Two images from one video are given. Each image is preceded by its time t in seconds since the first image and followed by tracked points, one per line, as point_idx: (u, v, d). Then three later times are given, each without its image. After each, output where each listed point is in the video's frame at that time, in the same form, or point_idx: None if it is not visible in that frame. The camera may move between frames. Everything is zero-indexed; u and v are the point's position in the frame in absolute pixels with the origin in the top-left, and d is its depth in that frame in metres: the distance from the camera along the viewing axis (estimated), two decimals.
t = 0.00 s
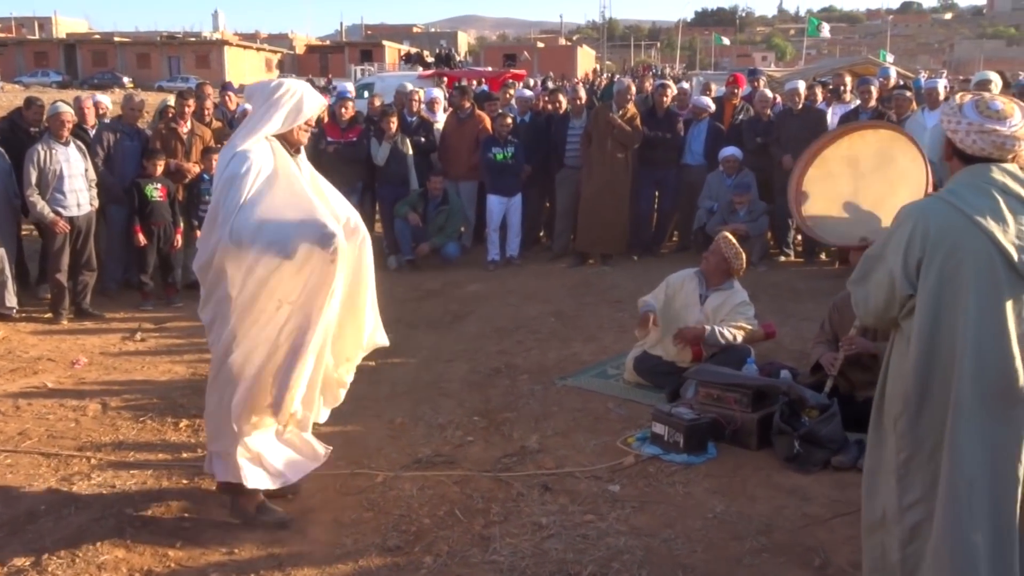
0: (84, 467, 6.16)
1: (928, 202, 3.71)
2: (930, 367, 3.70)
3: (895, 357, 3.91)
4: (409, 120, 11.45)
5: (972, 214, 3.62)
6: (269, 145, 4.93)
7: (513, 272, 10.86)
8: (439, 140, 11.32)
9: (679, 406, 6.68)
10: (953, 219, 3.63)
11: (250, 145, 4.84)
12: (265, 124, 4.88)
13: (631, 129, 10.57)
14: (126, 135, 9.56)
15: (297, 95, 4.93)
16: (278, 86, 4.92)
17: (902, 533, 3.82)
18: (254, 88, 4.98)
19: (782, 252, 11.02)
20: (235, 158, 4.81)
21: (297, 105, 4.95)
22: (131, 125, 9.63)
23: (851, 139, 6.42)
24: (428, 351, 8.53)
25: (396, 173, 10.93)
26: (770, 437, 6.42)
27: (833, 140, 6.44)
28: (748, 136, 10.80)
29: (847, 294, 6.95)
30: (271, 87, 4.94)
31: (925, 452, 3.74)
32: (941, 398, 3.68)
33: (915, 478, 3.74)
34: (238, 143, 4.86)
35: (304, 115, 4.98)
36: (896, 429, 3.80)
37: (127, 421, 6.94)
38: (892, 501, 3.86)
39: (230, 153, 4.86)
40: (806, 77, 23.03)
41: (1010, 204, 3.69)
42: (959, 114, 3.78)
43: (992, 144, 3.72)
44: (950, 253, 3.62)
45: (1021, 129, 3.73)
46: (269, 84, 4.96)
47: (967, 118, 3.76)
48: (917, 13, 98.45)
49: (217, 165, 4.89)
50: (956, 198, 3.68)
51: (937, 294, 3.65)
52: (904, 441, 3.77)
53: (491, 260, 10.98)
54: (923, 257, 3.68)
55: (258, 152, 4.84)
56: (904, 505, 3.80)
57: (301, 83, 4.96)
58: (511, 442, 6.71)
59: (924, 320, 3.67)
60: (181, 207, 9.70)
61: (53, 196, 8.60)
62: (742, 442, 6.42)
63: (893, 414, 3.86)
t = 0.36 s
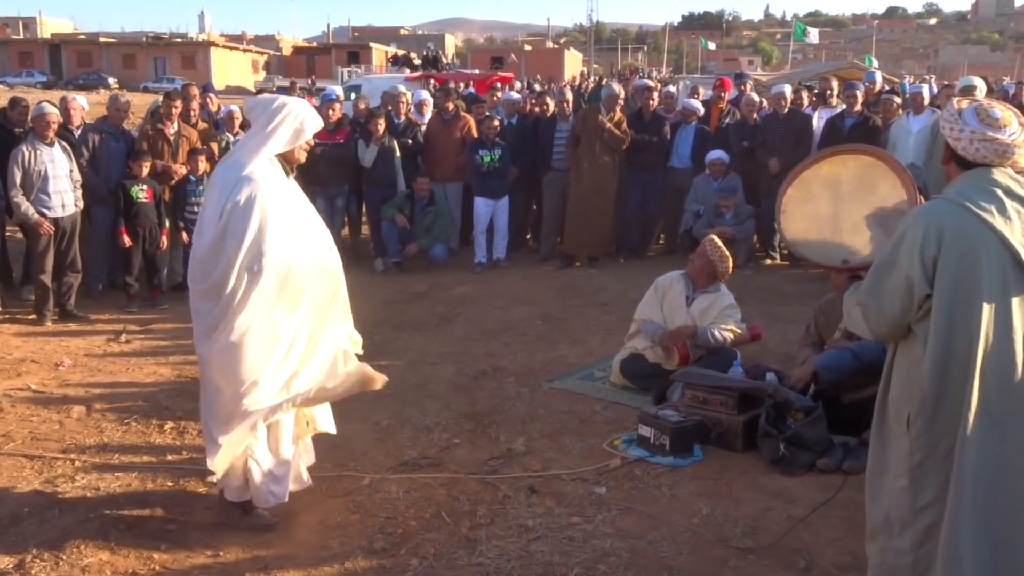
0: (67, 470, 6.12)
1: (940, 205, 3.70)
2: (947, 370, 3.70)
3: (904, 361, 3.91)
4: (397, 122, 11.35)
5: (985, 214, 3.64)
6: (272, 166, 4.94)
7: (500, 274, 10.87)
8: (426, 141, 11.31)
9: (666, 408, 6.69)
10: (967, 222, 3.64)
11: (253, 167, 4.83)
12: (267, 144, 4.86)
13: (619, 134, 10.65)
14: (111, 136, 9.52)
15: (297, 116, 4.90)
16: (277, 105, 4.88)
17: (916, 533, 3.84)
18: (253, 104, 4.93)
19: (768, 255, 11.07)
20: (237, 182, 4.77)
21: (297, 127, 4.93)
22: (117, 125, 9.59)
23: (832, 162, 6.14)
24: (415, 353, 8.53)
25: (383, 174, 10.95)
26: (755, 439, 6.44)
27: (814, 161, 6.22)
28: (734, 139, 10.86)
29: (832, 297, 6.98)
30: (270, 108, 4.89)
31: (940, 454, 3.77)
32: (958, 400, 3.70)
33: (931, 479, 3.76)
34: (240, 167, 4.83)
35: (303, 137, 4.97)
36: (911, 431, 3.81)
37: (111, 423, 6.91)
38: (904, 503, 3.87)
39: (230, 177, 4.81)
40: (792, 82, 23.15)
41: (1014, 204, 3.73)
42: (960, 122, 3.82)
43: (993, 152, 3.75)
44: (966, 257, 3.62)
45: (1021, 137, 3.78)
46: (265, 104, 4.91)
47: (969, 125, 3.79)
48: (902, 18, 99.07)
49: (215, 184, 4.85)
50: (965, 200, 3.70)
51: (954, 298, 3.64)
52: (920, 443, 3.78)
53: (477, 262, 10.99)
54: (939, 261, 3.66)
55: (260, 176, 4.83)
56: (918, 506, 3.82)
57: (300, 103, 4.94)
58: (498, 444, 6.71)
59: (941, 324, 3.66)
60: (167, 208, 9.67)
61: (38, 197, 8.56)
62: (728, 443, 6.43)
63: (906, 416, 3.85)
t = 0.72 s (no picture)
0: (53, 471, 6.08)
1: (957, 203, 3.71)
2: (963, 364, 3.71)
3: (910, 355, 3.90)
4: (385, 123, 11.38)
5: (1000, 213, 3.68)
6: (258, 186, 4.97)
7: (488, 275, 10.88)
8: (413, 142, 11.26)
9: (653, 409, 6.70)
10: (984, 221, 3.66)
11: (237, 185, 4.86)
12: (255, 163, 4.96)
13: (606, 136, 10.77)
14: (98, 136, 9.48)
15: (290, 136, 5.07)
16: (272, 127, 5.07)
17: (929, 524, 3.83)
18: (247, 131, 5.12)
19: (755, 257, 11.11)
20: (220, 200, 4.81)
21: (288, 147, 5.05)
22: (103, 125, 9.56)
23: (821, 160, 5.97)
24: (402, 355, 8.52)
25: (371, 175, 10.96)
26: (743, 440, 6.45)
27: (806, 160, 6.06)
28: (722, 142, 10.90)
29: (819, 298, 7.00)
30: (264, 130, 5.07)
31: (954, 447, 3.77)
32: (974, 393, 3.72)
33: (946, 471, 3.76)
34: (225, 184, 4.88)
35: (295, 160, 5.09)
36: (925, 424, 3.80)
37: (98, 424, 6.88)
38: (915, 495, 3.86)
39: (215, 194, 4.86)
40: (779, 85, 23.23)
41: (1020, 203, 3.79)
42: (966, 123, 3.84)
43: (1000, 151, 3.78)
44: (984, 254, 3.64)
45: None
46: (260, 128, 5.09)
47: (975, 126, 3.82)
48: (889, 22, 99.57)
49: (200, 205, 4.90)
50: (978, 199, 3.72)
51: (970, 295, 3.65)
52: (934, 436, 3.77)
53: (466, 263, 11.00)
54: (955, 259, 3.67)
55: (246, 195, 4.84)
56: (931, 497, 3.82)
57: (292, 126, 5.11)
58: (485, 446, 6.71)
59: (959, 321, 3.67)
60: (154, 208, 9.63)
61: (23, 196, 8.51)
62: (715, 444, 6.45)
63: (917, 411, 3.85)
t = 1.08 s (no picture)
0: (42, 471, 6.06)
1: (937, 204, 3.73)
2: (942, 362, 3.69)
3: (887, 354, 3.89)
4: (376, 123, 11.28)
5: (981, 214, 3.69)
6: (264, 159, 4.84)
7: (480, 275, 10.87)
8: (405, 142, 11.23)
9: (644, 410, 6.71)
10: (964, 222, 3.67)
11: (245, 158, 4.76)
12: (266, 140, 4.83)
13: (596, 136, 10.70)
14: (87, 134, 9.45)
15: (300, 122, 4.94)
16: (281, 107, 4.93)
17: (910, 521, 3.78)
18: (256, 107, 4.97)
19: (746, 258, 11.14)
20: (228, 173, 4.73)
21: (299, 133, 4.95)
22: (93, 124, 9.54)
23: (816, 148, 5.35)
24: (393, 355, 8.52)
25: (361, 175, 10.95)
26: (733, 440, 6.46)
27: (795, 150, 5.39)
28: (714, 142, 10.92)
29: (810, 299, 7.06)
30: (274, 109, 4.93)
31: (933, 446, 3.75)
32: (955, 392, 3.70)
33: (924, 467, 3.72)
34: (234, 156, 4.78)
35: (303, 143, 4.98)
36: (903, 423, 3.77)
37: (88, 424, 6.86)
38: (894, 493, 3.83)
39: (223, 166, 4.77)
40: (771, 86, 23.33)
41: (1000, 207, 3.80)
42: (954, 125, 3.84)
43: (989, 153, 3.80)
44: (964, 255, 3.64)
45: (1012, 139, 3.83)
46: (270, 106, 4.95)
47: (964, 128, 3.81)
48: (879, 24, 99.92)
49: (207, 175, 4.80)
50: (959, 200, 3.73)
51: (950, 296, 3.65)
52: (913, 434, 3.74)
53: (457, 263, 10.98)
54: (935, 259, 3.67)
55: (250, 169, 4.76)
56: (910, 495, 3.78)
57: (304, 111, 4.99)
58: (477, 446, 6.71)
59: (937, 319, 3.66)
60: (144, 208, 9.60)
61: (13, 195, 8.49)
62: (706, 445, 6.46)
63: (894, 409, 3.82)
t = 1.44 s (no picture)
0: (35, 470, 6.05)
1: (916, 211, 3.73)
2: (922, 368, 3.69)
3: (868, 361, 3.88)
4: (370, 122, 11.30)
5: (960, 220, 3.69)
6: (264, 155, 4.84)
7: (474, 275, 10.88)
8: (399, 141, 11.20)
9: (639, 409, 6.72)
10: (943, 228, 3.67)
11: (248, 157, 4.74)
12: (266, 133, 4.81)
13: (591, 134, 10.63)
14: (81, 133, 9.43)
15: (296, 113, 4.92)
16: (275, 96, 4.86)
17: (894, 529, 3.77)
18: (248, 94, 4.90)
19: (740, 257, 11.17)
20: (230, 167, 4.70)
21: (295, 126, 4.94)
22: (86, 123, 9.52)
23: (810, 159, 5.63)
24: (387, 354, 8.51)
25: (356, 174, 10.94)
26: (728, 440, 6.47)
27: (792, 160, 5.65)
28: (708, 142, 10.94)
29: (804, 299, 7.09)
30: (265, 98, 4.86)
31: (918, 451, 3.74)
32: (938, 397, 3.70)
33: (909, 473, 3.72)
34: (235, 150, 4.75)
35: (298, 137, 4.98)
36: (886, 430, 3.76)
37: (81, 423, 6.84)
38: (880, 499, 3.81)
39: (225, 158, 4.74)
40: (764, 85, 23.41)
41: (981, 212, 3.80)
42: (932, 130, 3.83)
43: (967, 158, 3.79)
44: (942, 262, 3.65)
45: (989, 143, 3.83)
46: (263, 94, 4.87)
47: (942, 133, 3.81)
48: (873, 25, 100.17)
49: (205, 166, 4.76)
50: (938, 207, 3.73)
51: (929, 303, 3.66)
52: (896, 441, 3.74)
53: (451, 263, 11.00)
54: (914, 266, 3.68)
55: (256, 165, 4.75)
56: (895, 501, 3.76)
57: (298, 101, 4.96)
58: (470, 445, 6.71)
59: (917, 326, 3.66)
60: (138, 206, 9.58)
61: (6, 194, 8.47)
62: (701, 444, 6.46)
63: (876, 417, 3.81)
